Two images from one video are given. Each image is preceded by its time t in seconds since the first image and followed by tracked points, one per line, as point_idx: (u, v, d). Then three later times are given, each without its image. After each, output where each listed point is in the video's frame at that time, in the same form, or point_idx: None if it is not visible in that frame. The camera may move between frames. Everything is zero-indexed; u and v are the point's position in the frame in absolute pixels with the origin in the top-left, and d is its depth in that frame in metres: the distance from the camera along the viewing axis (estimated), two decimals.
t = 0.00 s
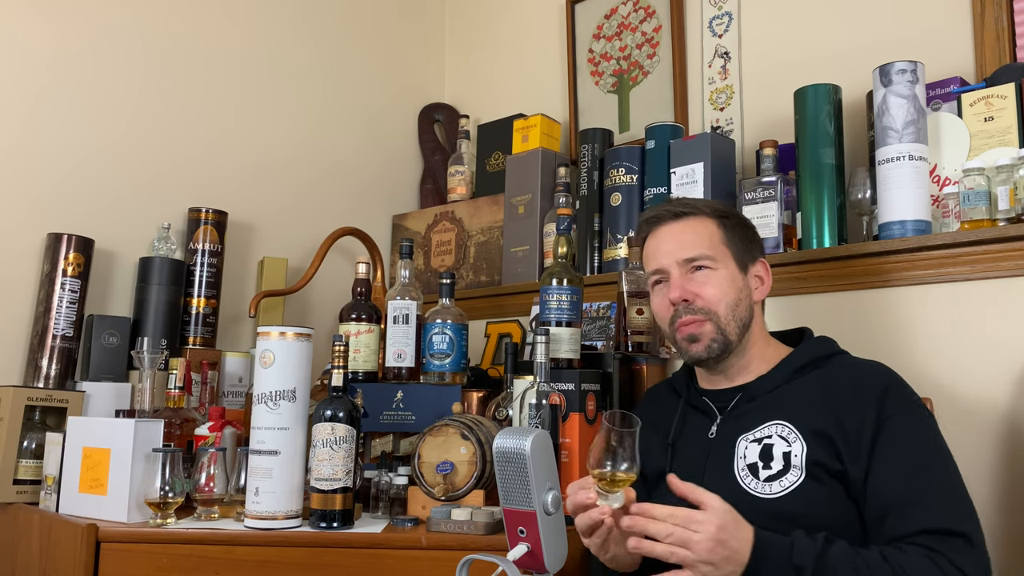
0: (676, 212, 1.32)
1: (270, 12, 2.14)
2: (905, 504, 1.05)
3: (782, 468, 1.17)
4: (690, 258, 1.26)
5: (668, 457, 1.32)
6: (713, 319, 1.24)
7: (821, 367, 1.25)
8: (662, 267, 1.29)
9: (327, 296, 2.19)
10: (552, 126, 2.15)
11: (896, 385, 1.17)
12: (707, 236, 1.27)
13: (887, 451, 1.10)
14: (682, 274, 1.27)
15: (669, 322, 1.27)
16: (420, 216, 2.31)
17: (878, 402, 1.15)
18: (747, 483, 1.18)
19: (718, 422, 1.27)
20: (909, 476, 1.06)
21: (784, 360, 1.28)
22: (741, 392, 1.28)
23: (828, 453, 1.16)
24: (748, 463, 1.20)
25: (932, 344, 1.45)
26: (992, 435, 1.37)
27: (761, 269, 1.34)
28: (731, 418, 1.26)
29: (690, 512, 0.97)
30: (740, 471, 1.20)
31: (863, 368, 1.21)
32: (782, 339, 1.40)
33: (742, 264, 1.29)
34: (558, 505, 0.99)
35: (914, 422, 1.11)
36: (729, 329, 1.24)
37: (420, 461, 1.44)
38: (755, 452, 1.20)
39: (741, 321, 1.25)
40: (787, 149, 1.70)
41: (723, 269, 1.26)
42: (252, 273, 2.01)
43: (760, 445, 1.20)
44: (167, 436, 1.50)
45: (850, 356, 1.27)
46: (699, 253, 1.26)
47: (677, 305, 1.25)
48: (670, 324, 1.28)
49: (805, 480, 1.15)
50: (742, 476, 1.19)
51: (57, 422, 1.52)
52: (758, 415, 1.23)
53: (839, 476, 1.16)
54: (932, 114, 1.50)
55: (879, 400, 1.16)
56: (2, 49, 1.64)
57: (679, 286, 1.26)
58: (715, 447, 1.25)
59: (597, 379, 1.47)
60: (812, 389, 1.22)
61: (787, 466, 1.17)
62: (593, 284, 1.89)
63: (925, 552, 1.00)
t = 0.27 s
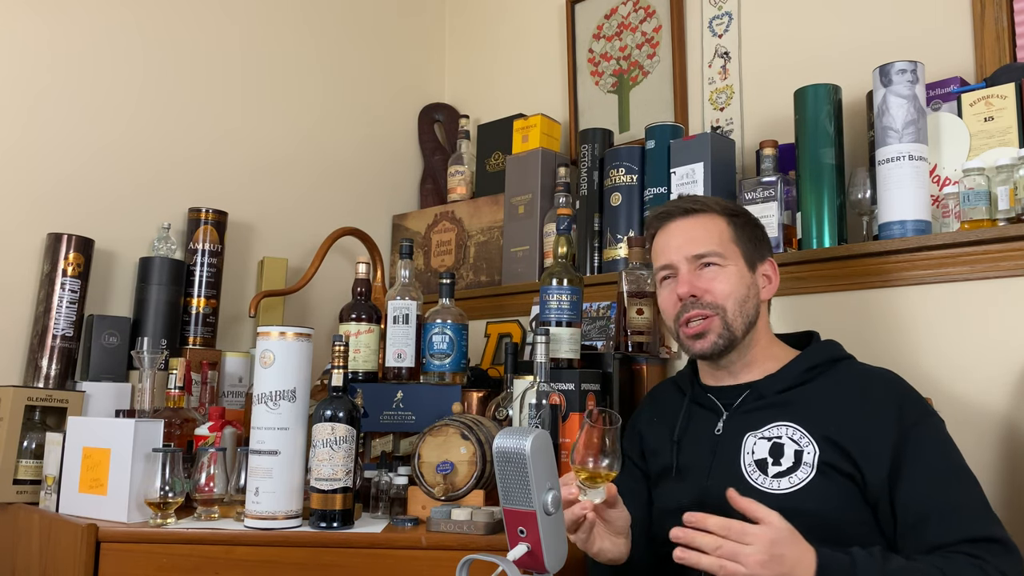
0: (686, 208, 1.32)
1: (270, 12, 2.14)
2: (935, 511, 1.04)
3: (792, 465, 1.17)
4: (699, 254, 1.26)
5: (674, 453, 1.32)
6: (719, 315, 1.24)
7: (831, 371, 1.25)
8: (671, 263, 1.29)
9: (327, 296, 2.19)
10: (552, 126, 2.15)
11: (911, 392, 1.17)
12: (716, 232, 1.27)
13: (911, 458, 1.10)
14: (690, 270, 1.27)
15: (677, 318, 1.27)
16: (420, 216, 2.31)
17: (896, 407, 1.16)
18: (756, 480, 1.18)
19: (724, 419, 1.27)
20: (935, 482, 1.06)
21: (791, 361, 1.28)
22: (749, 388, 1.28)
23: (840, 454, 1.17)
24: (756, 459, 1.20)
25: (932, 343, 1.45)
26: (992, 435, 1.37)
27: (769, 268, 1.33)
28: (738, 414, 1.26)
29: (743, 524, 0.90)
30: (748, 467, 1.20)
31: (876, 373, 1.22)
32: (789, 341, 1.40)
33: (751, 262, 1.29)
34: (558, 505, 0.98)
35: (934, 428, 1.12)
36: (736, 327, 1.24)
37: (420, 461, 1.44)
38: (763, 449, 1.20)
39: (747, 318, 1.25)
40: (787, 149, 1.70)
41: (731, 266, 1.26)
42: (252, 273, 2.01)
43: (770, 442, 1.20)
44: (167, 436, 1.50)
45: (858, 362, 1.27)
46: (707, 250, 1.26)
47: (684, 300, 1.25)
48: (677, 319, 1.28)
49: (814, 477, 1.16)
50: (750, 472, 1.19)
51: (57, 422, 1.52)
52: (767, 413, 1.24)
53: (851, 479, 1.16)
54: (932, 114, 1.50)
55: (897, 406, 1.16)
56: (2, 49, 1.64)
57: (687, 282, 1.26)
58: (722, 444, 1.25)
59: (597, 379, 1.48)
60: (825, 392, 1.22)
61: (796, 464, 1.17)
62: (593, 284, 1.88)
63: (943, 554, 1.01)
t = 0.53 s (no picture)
0: (703, 206, 1.31)
1: (270, 12, 2.14)
2: (940, 511, 1.05)
3: (794, 464, 1.17)
4: (715, 253, 1.25)
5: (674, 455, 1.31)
6: (730, 314, 1.23)
7: (831, 371, 1.25)
8: (683, 259, 1.27)
9: (327, 296, 2.19)
10: (552, 126, 2.15)
11: (910, 392, 1.18)
12: (731, 232, 1.27)
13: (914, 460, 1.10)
14: (704, 268, 1.26)
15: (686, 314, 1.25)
16: (420, 216, 2.31)
17: (898, 408, 1.16)
18: (757, 479, 1.18)
19: (724, 419, 1.27)
20: (939, 482, 1.07)
21: (791, 361, 1.28)
22: (750, 389, 1.27)
23: (842, 453, 1.16)
24: (757, 458, 1.20)
25: (933, 343, 1.45)
26: (992, 435, 1.37)
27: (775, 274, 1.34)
28: (739, 414, 1.26)
29: (769, 502, 0.90)
30: (749, 466, 1.20)
31: (876, 373, 1.22)
32: (787, 344, 1.40)
33: (762, 266, 1.29)
34: (558, 504, 0.98)
35: (934, 430, 1.13)
36: (744, 329, 1.23)
37: (420, 461, 1.44)
38: (765, 448, 1.20)
39: (756, 322, 1.25)
40: (787, 150, 1.70)
41: (745, 267, 1.25)
42: (252, 273, 2.01)
43: (771, 441, 1.20)
44: (167, 436, 1.50)
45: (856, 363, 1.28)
46: (724, 249, 1.25)
47: (696, 297, 1.24)
48: (685, 316, 1.26)
49: (816, 476, 1.16)
50: (751, 471, 1.19)
51: (57, 422, 1.52)
52: (768, 413, 1.23)
53: (853, 478, 1.16)
54: (932, 114, 1.50)
55: (899, 406, 1.16)
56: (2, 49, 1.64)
57: (700, 279, 1.25)
58: (723, 443, 1.25)
59: (597, 379, 1.48)
60: (826, 392, 1.22)
61: (798, 463, 1.17)
62: (593, 284, 1.89)
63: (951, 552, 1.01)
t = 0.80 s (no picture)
0: (706, 205, 1.31)
1: (270, 12, 2.14)
2: (935, 500, 1.05)
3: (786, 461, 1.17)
4: (717, 252, 1.25)
5: (667, 456, 1.31)
6: (731, 313, 1.23)
7: (821, 366, 1.26)
8: (685, 256, 1.27)
9: (328, 296, 2.19)
10: (552, 126, 2.15)
11: (900, 384, 1.18)
12: (734, 234, 1.27)
13: (907, 452, 1.11)
14: (706, 267, 1.26)
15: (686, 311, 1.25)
16: (420, 216, 2.31)
17: (889, 400, 1.16)
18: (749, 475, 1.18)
19: (715, 417, 1.27)
20: (933, 472, 1.07)
21: (780, 358, 1.28)
22: (739, 387, 1.27)
23: (834, 448, 1.16)
24: (749, 455, 1.19)
25: (933, 343, 1.45)
26: (992, 435, 1.37)
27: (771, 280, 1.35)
28: (729, 412, 1.26)
29: (778, 475, 0.87)
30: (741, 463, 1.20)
31: (865, 366, 1.22)
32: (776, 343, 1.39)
33: (761, 270, 1.29)
34: (558, 504, 0.98)
35: (925, 422, 1.14)
36: (744, 328, 1.24)
37: (420, 461, 1.44)
38: (756, 445, 1.20)
39: (755, 323, 1.25)
40: (787, 149, 1.70)
41: (746, 270, 1.25)
42: (252, 273, 2.01)
43: (763, 438, 1.20)
44: (167, 436, 1.50)
45: (844, 358, 1.28)
46: (726, 248, 1.25)
47: (697, 295, 1.24)
48: (684, 314, 1.26)
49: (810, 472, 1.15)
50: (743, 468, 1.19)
51: (57, 422, 1.52)
52: (758, 410, 1.23)
53: (847, 474, 1.15)
54: (932, 114, 1.50)
55: (890, 398, 1.16)
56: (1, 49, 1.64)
57: (702, 277, 1.25)
58: (714, 441, 1.24)
59: (597, 379, 1.48)
60: (817, 386, 1.22)
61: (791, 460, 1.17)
62: (593, 284, 1.89)
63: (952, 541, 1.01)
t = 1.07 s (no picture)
0: (709, 207, 1.31)
1: (270, 12, 2.14)
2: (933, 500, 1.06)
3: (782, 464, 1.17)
4: (720, 254, 1.25)
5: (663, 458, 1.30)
6: (731, 316, 1.23)
7: (816, 368, 1.25)
8: (687, 255, 1.27)
9: (328, 296, 2.19)
10: (552, 126, 2.15)
11: (895, 386, 1.19)
12: (736, 235, 1.27)
13: (904, 452, 1.11)
14: (708, 268, 1.25)
15: (686, 311, 1.24)
16: (420, 216, 2.31)
17: (885, 401, 1.16)
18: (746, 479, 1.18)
19: (711, 419, 1.26)
20: (931, 473, 1.07)
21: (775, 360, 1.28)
22: (735, 388, 1.27)
23: (831, 450, 1.16)
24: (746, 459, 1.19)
25: (932, 343, 1.45)
26: (992, 435, 1.37)
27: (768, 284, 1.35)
28: (725, 414, 1.25)
29: (785, 462, 0.86)
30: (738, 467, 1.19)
31: (860, 367, 1.22)
32: (771, 343, 1.39)
33: (761, 273, 1.29)
34: (558, 504, 0.98)
35: (921, 422, 1.14)
36: (743, 331, 1.23)
37: (420, 461, 1.44)
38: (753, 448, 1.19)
39: (753, 327, 1.25)
40: (787, 149, 1.70)
41: (747, 272, 1.26)
42: (252, 273, 2.01)
43: (759, 441, 1.19)
44: (167, 436, 1.50)
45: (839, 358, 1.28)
46: (729, 251, 1.25)
47: (699, 295, 1.23)
48: (683, 313, 1.25)
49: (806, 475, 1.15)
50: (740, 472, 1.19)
51: (57, 422, 1.52)
52: (754, 412, 1.23)
53: (843, 475, 1.15)
54: (932, 114, 1.50)
55: (886, 399, 1.16)
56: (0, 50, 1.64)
57: (704, 278, 1.24)
58: (711, 444, 1.24)
59: (597, 379, 1.47)
60: (813, 388, 1.22)
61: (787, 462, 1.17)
62: (593, 284, 1.89)
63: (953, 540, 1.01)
